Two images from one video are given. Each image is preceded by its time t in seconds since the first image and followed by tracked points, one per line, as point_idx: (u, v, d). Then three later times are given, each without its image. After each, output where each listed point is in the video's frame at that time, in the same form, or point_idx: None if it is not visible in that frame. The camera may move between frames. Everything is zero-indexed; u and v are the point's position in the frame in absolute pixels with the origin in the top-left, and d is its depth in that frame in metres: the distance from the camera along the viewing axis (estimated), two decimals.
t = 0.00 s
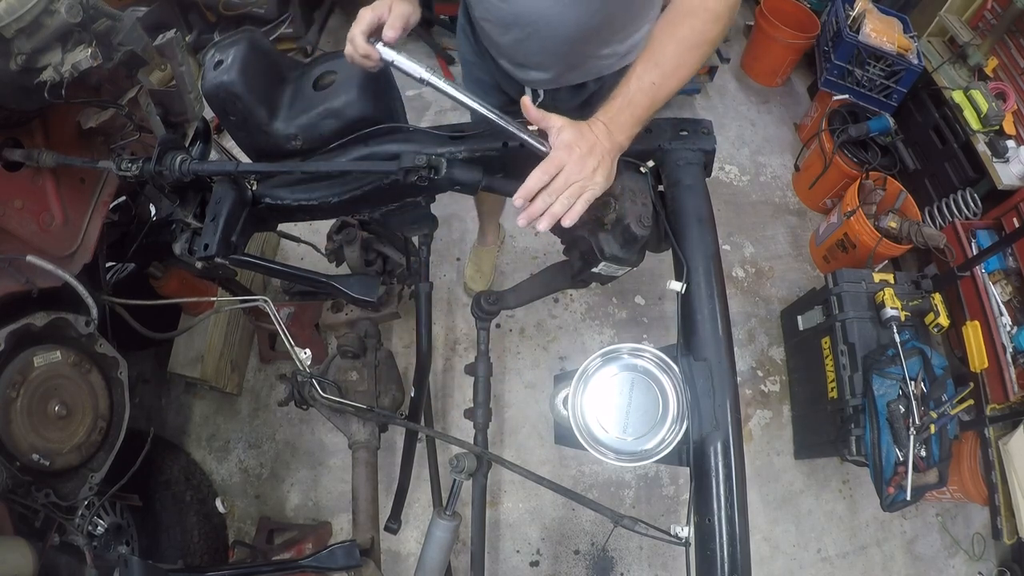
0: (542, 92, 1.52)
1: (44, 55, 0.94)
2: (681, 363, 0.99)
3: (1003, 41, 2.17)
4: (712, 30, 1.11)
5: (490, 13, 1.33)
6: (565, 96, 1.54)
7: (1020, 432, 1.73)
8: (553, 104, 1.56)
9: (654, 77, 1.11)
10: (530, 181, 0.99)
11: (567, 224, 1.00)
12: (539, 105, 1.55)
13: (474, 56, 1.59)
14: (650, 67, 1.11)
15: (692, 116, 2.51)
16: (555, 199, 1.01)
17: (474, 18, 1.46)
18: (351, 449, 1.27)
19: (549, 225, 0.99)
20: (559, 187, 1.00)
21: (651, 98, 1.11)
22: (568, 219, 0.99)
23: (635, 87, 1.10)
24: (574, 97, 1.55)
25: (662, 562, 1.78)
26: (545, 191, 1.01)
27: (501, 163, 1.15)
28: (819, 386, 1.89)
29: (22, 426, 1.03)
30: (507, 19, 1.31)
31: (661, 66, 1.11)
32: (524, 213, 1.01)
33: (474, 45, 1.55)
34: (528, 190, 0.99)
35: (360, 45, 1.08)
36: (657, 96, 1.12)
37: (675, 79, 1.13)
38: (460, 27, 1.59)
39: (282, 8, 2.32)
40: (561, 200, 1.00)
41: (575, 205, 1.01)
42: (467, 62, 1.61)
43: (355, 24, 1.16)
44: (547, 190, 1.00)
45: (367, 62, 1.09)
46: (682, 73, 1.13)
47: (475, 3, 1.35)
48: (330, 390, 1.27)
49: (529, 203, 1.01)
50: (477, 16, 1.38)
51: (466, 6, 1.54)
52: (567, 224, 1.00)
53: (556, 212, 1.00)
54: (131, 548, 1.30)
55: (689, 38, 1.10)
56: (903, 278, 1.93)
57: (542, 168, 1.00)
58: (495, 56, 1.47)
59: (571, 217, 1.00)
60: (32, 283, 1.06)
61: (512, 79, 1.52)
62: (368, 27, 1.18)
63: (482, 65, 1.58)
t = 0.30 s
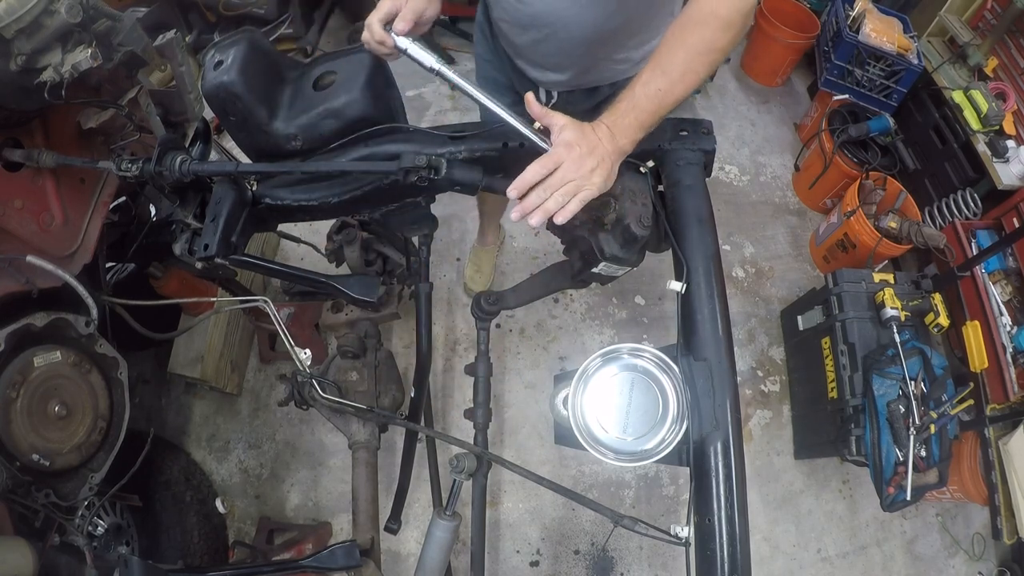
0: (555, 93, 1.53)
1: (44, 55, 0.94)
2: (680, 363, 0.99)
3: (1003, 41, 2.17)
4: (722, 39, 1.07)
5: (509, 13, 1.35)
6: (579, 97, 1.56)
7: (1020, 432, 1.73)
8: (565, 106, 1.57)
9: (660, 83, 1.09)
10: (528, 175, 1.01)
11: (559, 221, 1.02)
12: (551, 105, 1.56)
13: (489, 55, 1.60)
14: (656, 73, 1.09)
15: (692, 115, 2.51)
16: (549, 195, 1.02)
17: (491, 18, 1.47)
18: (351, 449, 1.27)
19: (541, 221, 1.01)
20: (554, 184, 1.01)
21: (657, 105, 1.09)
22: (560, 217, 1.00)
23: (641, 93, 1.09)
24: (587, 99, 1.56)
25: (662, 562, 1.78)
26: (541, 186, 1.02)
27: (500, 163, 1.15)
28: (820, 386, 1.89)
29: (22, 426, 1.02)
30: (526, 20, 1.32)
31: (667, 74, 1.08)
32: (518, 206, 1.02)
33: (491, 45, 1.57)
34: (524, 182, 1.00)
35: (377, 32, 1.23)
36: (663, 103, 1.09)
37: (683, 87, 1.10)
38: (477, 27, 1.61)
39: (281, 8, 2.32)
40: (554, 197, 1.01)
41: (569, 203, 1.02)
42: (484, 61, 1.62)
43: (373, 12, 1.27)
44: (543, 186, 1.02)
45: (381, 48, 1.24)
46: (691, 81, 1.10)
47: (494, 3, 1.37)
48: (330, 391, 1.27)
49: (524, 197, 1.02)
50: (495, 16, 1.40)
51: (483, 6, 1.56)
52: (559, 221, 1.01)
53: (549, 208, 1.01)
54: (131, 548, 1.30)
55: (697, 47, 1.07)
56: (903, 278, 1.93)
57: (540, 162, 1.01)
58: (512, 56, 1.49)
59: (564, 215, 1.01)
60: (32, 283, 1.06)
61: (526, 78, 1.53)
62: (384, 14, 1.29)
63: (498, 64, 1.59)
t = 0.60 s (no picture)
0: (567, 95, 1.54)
1: (44, 55, 0.94)
2: (681, 364, 0.99)
3: (1003, 41, 2.17)
4: (731, 47, 1.08)
5: (525, 13, 1.36)
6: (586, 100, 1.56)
7: (1020, 432, 1.73)
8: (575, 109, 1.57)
9: (664, 86, 1.09)
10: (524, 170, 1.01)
11: (553, 218, 1.01)
12: (562, 107, 1.57)
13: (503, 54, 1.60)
14: (661, 77, 1.09)
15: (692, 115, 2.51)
16: (545, 192, 1.02)
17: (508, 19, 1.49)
18: (351, 449, 1.27)
19: (532, 215, 0.99)
20: (552, 182, 1.02)
21: (661, 108, 1.09)
22: (554, 214, 1.00)
23: (645, 96, 1.09)
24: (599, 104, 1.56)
25: (662, 562, 1.78)
26: (537, 182, 1.02)
27: (501, 164, 1.15)
28: (820, 386, 1.89)
29: (22, 426, 1.03)
30: (541, 20, 1.34)
31: (673, 79, 1.08)
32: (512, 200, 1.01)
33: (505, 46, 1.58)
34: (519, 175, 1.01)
35: (393, 21, 1.28)
36: (668, 107, 1.09)
37: (687, 93, 1.10)
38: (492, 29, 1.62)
39: (282, 8, 2.32)
40: (549, 194, 1.01)
41: (564, 201, 1.02)
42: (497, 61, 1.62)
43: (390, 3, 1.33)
44: (539, 182, 1.02)
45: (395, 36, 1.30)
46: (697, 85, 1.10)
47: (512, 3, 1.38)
48: (330, 391, 1.27)
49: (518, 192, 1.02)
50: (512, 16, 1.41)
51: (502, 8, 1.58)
52: (553, 217, 1.01)
53: (543, 204, 1.01)
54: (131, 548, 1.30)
55: (703, 52, 1.08)
56: (903, 278, 1.93)
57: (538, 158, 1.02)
58: (526, 58, 1.50)
59: (559, 212, 1.01)
60: (32, 283, 1.06)
61: (539, 77, 1.54)
62: (402, 7, 1.36)
63: (512, 63, 1.59)
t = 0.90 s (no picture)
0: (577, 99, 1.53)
1: (44, 55, 0.94)
2: (681, 364, 0.99)
3: (1003, 41, 2.18)
4: (737, 52, 1.08)
5: (536, 15, 1.36)
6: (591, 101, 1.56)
7: (1020, 432, 1.73)
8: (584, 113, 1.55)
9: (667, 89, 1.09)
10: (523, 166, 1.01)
11: (548, 215, 1.01)
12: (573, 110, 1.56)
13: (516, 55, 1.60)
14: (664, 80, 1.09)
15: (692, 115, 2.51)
16: (541, 189, 1.02)
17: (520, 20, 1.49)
18: (351, 449, 1.27)
19: (528, 211, 1.00)
20: (549, 179, 1.02)
21: (663, 111, 1.09)
22: (549, 211, 1.00)
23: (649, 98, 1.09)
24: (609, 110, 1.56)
25: (662, 562, 1.78)
26: (534, 179, 1.03)
27: (501, 164, 1.15)
28: (820, 386, 1.89)
29: (22, 426, 1.02)
30: (552, 23, 1.34)
31: (676, 81, 1.08)
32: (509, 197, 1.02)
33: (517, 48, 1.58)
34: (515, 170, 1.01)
35: (405, 15, 1.28)
36: (670, 110, 1.09)
37: (691, 95, 1.09)
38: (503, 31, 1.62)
39: (281, 8, 2.33)
40: (545, 191, 1.02)
41: (560, 198, 1.02)
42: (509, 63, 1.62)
43: None
44: (536, 179, 1.02)
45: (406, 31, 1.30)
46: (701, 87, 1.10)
47: (524, 5, 1.39)
48: (330, 391, 1.27)
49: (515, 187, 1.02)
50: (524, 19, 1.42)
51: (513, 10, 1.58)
52: (547, 215, 1.01)
53: (538, 200, 1.01)
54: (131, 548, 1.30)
55: (709, 56, 1.08)
56: (903, 278, 1.93)
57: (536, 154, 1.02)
58: (537, 59, 1.50)
59: (554, 210, 1.01)
60: (32, 283, 1.06)
61: (548, 77, 1.54)
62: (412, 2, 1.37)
63: (524, 65, 1.60)
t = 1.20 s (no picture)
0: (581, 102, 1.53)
1: (44, 55, 0.94)
2: (681, 364, 0.99)
3: (1003, 41, 2.18)
4: (739, 55, 1.08)
5: (542, 16, 1.36)
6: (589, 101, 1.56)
7: (1020, 432, 1.73)
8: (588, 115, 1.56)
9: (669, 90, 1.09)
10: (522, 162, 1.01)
11: (546, 213, 1.01)
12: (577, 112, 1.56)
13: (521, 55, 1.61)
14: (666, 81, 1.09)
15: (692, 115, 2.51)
16: (540, 186, 1.02)
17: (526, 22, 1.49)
18: (351, 449, 1.27)
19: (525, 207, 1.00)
20: (548, 177, 1.02)
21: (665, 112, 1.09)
22: (546, 209, 1.00)
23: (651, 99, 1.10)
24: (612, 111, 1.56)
25: (662, 562, 1.78)
26: (533, 176, 1.02)
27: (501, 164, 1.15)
28: (820, 386, 1.89)
29: (22, 426, 1.03)
30: (558, 24, 1.34)
31: (677, 82, 1.09)
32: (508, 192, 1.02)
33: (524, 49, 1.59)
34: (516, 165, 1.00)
35: (414, 12, 1.27)
36: (672, 111, 1.09)
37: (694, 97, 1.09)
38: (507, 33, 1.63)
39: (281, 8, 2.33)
40: (543, 189, 1.02)
41: (559, 196, 1.02)
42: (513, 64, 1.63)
43: None
44: (535, 177, 1.02)
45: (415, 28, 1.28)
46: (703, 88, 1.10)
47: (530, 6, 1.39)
48: (330, 391, 1.27)
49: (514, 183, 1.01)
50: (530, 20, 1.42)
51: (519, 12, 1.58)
52: (544, 213, 1.01)
53: (535, 197, 1.01)
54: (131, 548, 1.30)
55: (710, 58, 1.08)
56: (903, 278, 1.93)
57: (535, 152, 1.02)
58: (543, 60, 1.50)
59: (552, 208, 1.01)
60: (32, 283, 1.06)
61: (551, 78, 1.54)
62: None
63: (529, 65, 1.60)
